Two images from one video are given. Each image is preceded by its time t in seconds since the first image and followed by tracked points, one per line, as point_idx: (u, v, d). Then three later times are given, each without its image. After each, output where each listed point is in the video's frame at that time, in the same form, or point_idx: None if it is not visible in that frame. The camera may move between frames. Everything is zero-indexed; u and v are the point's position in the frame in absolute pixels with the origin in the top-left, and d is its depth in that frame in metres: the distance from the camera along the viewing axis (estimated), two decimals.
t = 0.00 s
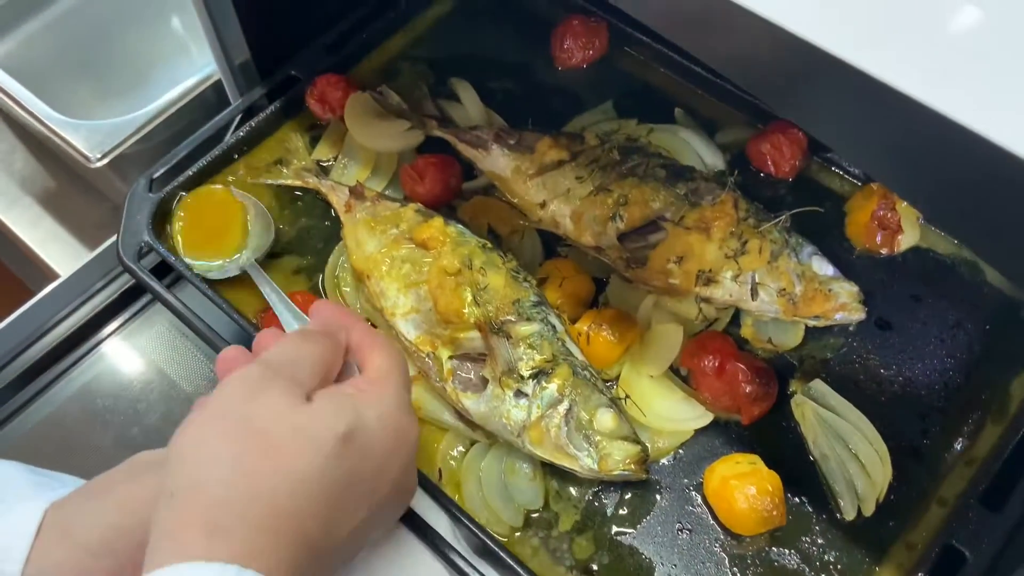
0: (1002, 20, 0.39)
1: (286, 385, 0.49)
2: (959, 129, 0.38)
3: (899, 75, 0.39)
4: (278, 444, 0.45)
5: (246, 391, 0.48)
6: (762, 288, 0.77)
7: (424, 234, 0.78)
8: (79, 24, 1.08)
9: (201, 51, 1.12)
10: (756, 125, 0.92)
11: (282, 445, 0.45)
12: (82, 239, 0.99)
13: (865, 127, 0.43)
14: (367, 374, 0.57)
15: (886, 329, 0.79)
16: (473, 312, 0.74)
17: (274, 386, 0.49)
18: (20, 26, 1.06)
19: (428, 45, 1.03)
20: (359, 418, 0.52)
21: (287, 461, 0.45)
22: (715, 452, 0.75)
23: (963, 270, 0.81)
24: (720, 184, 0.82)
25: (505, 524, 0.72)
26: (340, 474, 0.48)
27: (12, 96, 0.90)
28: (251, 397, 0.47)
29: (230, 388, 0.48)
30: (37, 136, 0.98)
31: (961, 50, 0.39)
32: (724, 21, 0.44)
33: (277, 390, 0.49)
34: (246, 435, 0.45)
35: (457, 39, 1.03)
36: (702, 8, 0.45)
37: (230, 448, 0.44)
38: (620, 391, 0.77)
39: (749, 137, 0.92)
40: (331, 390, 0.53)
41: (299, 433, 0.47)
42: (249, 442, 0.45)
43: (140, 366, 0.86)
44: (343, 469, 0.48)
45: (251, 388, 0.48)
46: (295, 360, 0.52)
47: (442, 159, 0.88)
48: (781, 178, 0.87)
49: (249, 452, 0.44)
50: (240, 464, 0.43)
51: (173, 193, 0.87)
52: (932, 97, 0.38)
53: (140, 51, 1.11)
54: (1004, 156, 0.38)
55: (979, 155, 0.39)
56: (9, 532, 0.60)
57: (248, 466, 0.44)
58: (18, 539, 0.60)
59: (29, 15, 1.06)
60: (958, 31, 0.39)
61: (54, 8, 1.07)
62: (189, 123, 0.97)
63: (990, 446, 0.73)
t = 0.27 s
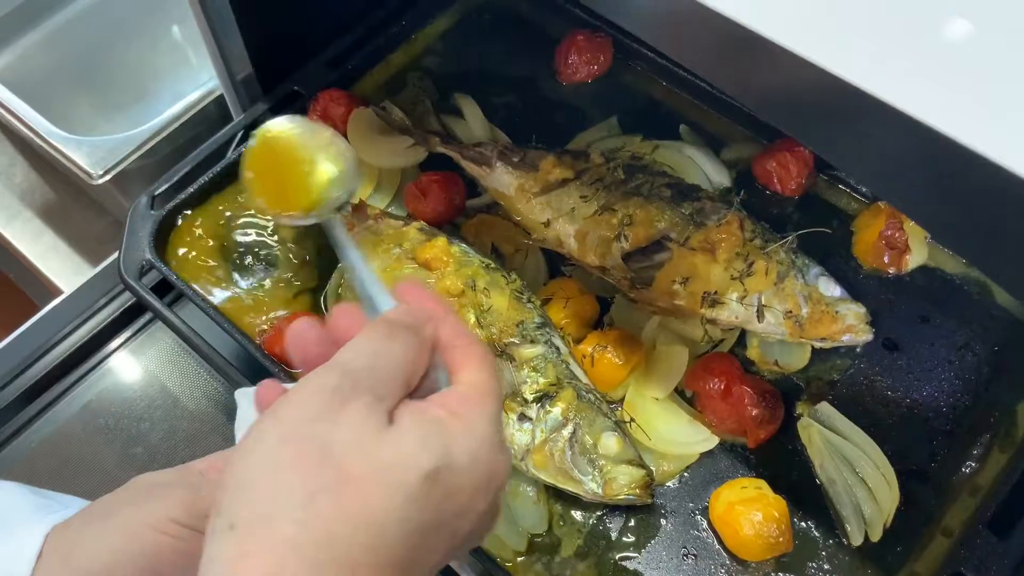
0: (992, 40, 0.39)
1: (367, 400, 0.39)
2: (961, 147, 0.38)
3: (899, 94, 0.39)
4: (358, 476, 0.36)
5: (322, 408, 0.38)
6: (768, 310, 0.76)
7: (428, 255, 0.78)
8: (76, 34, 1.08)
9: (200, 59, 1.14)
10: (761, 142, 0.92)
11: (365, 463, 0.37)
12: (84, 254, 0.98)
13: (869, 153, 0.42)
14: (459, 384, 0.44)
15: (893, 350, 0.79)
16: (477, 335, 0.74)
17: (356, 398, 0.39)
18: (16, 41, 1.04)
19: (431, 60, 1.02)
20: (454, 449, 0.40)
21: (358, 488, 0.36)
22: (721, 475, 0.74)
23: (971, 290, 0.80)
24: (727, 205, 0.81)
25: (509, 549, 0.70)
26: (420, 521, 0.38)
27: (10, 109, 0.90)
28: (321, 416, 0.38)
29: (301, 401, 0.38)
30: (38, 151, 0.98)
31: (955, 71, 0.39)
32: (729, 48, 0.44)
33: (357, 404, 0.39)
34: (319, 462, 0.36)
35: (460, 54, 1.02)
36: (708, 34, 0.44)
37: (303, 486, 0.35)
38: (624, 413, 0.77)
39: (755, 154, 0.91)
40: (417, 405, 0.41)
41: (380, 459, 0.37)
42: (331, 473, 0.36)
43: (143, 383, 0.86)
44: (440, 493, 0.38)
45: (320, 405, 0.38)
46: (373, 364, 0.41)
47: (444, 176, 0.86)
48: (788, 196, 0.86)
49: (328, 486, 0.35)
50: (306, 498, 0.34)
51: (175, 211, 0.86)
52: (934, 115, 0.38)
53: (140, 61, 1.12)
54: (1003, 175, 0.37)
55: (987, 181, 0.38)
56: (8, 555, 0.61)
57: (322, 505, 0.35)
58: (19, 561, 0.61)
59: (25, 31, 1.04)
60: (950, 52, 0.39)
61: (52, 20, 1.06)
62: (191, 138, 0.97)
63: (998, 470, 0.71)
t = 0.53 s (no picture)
0: (984, 37, 0.40)
1: (534, 348, 0.43)
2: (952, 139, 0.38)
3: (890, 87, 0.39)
4: (523, 423, 0.40)
5: (490, 360, 0.42)
6: (767, 307, 0.76)
7: (426, 255, 0.78)
8: (75, 38, 1.09)
9: (198, 60, 1.11)
10: (759, 140, 0.92)
11: (516, 410, 0.41)
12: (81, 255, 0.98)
13: (864, 151, 0.42)
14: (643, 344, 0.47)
15: (892, 346, 0.79)
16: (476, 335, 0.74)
17: (522, 345, 0.43)
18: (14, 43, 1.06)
19: (428, 59, 1.02)
20: (619, 404, 0.43)
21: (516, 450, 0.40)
22: (721, 473, 0.74)
23: (970, 287, 0.80)
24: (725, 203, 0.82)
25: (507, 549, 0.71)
26: (584, 470, 0.41)
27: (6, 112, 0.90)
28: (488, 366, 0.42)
29: (478, 346, 0.43)
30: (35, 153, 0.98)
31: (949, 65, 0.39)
32: (727, 44, 0.44)
33: (525, 352, 0.43)
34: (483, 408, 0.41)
35: (458, 53, 1.02)
36: (707, 30, 0.44)
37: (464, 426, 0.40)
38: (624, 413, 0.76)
39: (753, 152, 0.91)
40: (588, 359, 0.45)
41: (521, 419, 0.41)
42: (489, 418, 0.40)
43: (142, 386, 0.86)
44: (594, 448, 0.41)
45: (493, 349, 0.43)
46: (552, 318, 0.45)
47: (443, 177, 0.87)
48: (786, 194, 0.86)
49: (485, 430, 0.40)
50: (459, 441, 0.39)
51: (174, 213, 0.87)
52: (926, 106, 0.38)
53: (137, 64, 1.10)
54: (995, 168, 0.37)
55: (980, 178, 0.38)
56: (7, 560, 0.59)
57: (482, 444, 0.40)
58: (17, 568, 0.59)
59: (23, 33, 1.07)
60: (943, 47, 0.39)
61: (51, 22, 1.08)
62: (189, 139, 0.97)
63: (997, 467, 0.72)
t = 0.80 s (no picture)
0: (975, 44, 0.38)
1: (672, 428, 0.38)
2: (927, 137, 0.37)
3: (867, 86, 0.38)
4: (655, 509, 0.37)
5: (629, 432, 0.38)
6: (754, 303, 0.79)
7: (416, 254, 0.79)
8: (67, 41, 1.09)
9: (192, 63, 1.13)
10: (747, 139, 0.93)
11: (643, 491, 0.37)
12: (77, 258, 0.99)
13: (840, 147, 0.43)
14: (795, 429, 0.41)
15: (878, 342, 0.79)
16: (465, 332, 0.75)
17: (660, 423, 0.38)
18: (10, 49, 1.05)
19: (419, 61, 1.03)
20: (764, 501, 0.37)
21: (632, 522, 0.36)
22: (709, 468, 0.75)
23: (955, 284, 0.81)
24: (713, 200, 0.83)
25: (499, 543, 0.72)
26: (719, 566, 0.37)
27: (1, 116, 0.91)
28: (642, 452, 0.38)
29: (613, 418, 0.39)
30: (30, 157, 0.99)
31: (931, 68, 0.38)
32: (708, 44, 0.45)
33: (664, 430, 0.38)
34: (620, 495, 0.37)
35: (448, 55, 1.03)
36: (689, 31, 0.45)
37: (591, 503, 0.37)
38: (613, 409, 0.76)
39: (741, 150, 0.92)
40: (733, 443, 0.40)
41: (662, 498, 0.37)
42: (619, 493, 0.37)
43: (137, 386, 0.86)
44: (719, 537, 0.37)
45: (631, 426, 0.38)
46: (691, 394, 0.40)
47: (432, 176, 0.87)
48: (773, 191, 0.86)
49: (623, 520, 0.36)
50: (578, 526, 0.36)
51: (167, 213, 0.88)
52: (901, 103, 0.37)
53: (131, 67, 1.12)
54: (969, 166, 0.36)
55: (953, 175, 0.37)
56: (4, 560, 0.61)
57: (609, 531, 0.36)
58: (16, 564, 0.61)
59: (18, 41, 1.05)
60: (927, 51, 0.39)
61: (46, 26, 1.07)
62: (182, 142, 0.97)
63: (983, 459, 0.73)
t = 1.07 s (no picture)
0: (972, 45, 0.40)
1: (837, 507, 0.42)
2: (915, 131, 0.40)
3: (865, 84, 0.41)
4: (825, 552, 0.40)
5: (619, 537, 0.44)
6: (748, 299, 0.78)
7: (416, 250, 0.80)
8: (71, 44, 1.11)
9: (193, 69, 1.13)
10: (741, 140, 0.94)
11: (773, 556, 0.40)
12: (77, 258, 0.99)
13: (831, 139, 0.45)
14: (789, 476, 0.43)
15: (871, 338, 0.81)
16: (464, 326, 0.76)
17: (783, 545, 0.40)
18: (14, 51, 1.08)
19: (419, 64, 1.04)
20: None
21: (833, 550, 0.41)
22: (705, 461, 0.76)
23: (947, 281, 0.82)
24: (708, 199, 0.84)
25: (497, 535, 0.73)
26: None
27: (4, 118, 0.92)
28: (782, 514, 0.41)
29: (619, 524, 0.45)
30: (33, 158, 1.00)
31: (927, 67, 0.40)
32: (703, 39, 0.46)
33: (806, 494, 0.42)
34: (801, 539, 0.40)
35: (446, 58, 1.05)
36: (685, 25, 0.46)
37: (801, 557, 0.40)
38: (610, 403, 0.77)
39: (736, 151, 0.94)
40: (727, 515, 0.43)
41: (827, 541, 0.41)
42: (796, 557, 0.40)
43: (138, 384, 0.87)
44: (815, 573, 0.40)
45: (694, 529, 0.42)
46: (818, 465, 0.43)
47: (432, 176, 0.89)
48: (766, 191, 0.89)
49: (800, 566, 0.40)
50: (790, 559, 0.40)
51: (168, 212, 0.89)
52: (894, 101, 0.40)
53: (132, 71, 1.12)
54: (950, 154, 0.39)
55: (939, 160, 0.40)
56: (8, 550, 0.62)
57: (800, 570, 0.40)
58: (19, 556, 0.62)
59: (22, 42, 1.08)
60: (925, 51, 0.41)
61: (50, 30, 1.10)
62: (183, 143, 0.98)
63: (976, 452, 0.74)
